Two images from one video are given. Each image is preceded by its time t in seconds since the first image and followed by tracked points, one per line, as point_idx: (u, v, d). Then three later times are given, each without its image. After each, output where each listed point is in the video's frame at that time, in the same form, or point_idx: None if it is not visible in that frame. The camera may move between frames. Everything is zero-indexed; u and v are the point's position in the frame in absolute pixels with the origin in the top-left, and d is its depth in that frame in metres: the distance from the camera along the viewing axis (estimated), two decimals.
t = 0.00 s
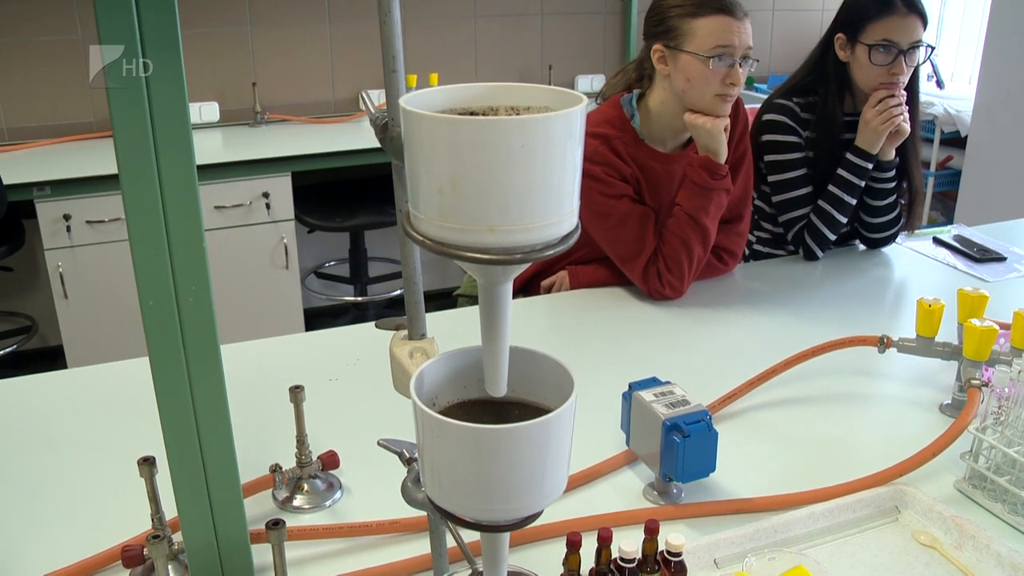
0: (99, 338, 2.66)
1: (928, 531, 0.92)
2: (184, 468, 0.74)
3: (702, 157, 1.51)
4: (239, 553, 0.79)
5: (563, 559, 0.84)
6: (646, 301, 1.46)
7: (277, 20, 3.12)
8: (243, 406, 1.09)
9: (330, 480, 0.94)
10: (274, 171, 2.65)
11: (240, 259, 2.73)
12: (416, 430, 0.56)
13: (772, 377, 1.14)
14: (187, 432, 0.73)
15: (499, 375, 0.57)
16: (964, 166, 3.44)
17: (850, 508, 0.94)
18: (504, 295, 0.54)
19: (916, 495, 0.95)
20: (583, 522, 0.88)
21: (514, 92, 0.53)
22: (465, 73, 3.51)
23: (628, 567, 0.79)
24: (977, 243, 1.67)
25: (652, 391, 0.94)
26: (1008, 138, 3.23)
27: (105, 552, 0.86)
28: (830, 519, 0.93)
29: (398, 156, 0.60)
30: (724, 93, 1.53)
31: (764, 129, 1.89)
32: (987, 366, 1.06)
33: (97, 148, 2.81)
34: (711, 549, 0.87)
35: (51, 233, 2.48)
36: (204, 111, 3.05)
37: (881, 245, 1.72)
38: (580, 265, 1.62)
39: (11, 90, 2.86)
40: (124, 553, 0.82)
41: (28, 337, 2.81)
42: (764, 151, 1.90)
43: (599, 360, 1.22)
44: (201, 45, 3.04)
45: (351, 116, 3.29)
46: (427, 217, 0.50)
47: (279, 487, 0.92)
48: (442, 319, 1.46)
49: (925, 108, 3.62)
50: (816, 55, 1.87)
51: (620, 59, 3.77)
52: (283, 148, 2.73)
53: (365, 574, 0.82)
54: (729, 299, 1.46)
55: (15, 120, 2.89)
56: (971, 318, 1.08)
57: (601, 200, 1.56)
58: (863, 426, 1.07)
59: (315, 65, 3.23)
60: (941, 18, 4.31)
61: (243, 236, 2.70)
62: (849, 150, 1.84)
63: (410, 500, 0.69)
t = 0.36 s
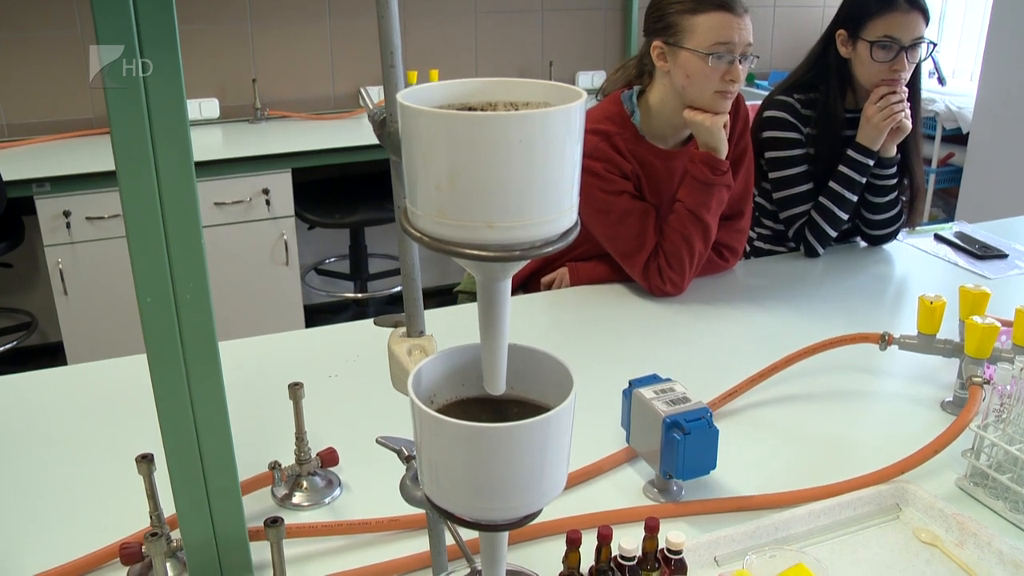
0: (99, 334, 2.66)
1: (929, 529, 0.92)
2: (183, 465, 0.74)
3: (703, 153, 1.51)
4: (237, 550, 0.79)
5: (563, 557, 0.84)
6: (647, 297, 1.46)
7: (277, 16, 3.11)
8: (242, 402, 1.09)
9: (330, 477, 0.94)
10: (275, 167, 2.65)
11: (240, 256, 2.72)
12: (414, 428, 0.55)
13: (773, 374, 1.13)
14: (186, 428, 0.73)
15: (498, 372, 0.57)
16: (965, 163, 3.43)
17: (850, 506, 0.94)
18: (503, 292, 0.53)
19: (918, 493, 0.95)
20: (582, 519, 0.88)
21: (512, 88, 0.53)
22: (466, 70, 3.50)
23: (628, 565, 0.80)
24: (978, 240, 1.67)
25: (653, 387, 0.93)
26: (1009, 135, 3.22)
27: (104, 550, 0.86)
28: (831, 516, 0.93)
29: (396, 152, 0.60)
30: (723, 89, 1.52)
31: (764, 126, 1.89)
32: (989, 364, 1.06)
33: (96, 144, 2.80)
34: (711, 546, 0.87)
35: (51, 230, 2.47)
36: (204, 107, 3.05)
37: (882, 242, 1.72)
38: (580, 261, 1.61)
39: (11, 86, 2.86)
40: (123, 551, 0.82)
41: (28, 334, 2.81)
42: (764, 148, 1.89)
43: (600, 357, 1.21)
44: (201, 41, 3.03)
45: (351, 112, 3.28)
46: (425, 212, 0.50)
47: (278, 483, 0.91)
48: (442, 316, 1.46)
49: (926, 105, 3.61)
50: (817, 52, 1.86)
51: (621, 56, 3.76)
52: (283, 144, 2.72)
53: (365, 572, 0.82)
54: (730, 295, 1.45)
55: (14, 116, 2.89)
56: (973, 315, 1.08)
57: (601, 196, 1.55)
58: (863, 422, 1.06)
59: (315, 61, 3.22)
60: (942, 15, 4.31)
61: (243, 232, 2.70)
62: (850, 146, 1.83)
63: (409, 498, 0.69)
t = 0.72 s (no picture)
0: (100, 324, 2.66)
1: (933, 519, 0.93)
2: (183, 456, 0.74)
3: (707, 143, 1.50)
4: (237, 541, 0.80)
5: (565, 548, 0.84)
6: (649, 287, 1.45)
7: (278, 5, 3.09)
8: (243, 392, 1.08)
9: (330, 468, 0.93)
10: (276, 157, 2.64)
11: (242, 247, 2.72)
12: (414, 418, 0.55)
13: (776, 364, 1.13)
14: (186, 419, 0.73)
15: (498, 360, 0.56)
16: (969, 153, 3.42)
17: (853, 496, 0.94)
18: (502, 279, 0.52)
19: (922, 482, 0.95)
20: (585, 510, 0.88)
21: (511, 72, 0.52)
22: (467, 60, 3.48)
23: (630, 555, 0.81)
24: (982, 229, 1.66)
25: (655, 377, 0.93)
26: (1014, 124, 3.20)
27: (104, 540, 0.86)
28: (833, 507, 0.93)
29: (395, 138, 0.59)
30: (726, 79, 1.50)
31: (767, 115, 1.88)
32: (993, 353, 1.05)
33: (97, 135, 2.79)
34: (714, 536, 0.87)
35: (52, 221, 2.46)
36: (205, 98, 3.03)
37: (886, 232, 1.70)
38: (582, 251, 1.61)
39: (11, 77, 2.85)
40: (124, 541, 0.82)
41: (30, 325, 2.81)
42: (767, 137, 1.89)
43: (603, 347, 1.20)
44: (201, 31, 3.02)
45: (353, 102, 3.27)
46: (423, 198, 0.49)
47: (279, 474, 0.91)
48: (443, 306, 1.45)
49: (930, 93, 3.60)
50: (821, 40, 1.85)
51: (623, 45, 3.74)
52: (284, 134, 2.71)
53: (368, 562, 0.81)
54: (732, 285, 1.45)
55: (15, 107, 2.88)
56: (977, 305, 1.07)
57: (603, 186, 1.54)
58: (867, 412, 1.06)
59: (316, 51, 3.21)
60: (946, 3, 4.28)
61: (245, 222, 2.69)
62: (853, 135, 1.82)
63: (409, 488, 0.69)
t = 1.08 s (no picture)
0: (102, 304, 2.65)
1: (936, 497, 0.93)
2: (180, 432, 0.75)
3: (710, 121, 1.49)
4: (238, 518, 0.81)
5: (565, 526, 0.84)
6: (652, 266, 1.44)
7: None
8: (244, 370, 1.08)
9: (331, 446, 0.93)
10: (278, 137, 2.62)
11: (242, 228, 2.71)
12: (413, 392, 0.54)
13: (779, 342, 1.12)
14: (185, 398, 0.74)
15: (499, 333, 0.55)
16: (975, 133, 3.40)
17: (856, 475, 0.93)
18: (503, 249, 0.52)
19: (925, 461, 0.94)
20: (586, 488, 0.87)
21: (511, 39, 0.51)
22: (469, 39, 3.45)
23: (632, 533, 0.81)
24: (987, 209, 1.65)
25: (658, 354, 0.92)
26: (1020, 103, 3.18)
27: (106, 518, 0.86)
28: (836, 485, 0.92)
29: (394, 109, 0.58)
30: (730, 57, 1.46)
31: (771, 93, 1.87)
32: (998, 332, 1.04)
33: (98, 115, 2.77)
34: (717, 514, 0.87)
35: (52, 201, 2.45)
36: (206, 78, 3.01)
37: (890, 211, 1.70)
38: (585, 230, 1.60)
39: (11, 55, 2.83)
40: (124, 519, 0.83)
41: (32, 306, 2.80)
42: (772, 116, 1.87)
43: (605, 326, 1.20)
44: (202, 10, 3.00)
45: (354, 82, 3.24)
46: (422, 167, 0.48)
47: (279, 453, 0.90)
48: (445, 285, 1.44)
49: (936, 73, 3.57)
50: (826, 17, 1.83)
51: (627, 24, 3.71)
52: (285, 113, 2.69)
53: (371, 540, 0.82)
54: (736, 264, 1.44)
55: (15, 86, 2.86)
56: (982, 283, 1.06)
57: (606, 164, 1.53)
58: (870, 390, 1.05)
59: (317, 31, 3.18)
60: None
61: (247, 202, 2.68)
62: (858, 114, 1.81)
63: (410, 465, 0.69)
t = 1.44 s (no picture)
0: (106, 270, 2.65)
1: (941, 457, 0.92)
2: (185, 393, 0.76)
3: (717, 83, 1.47)
4: (242, 478, 0.82)
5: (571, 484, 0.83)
6: (657, 230, 1.44)
7: None
8: (248, 330, 1.07)
9: (335, 406, 0.92)
10: (281, 101, 2.59)
11: (245, 193, 2.70)
12: (417, 340, 0.53)
13: (785, 304, 1.11)
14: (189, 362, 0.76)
15: (504, 282, 0.54)
16: (984, 98, 3.37)
17: (862, 436, 0.93)
18: (509, 193, 0.51)
19: (932, 422, 0.94)
20: (591, 447, 0.87)
21: None
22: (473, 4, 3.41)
23: (637, 492, 0.81)
24: (996, 173, 1.63)
25: (664, 314, 0.91)
26: None
27: (110, 477, 0.87)
28: (841, 446, 0.92)
29: (396, 56, 0.57)
30: (737, 16, 1.41)
31: (779, 55, 1.84)
32: (1007, 294, 1.03)
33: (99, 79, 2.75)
34: (722, 474, 0.86)
35: (54, 165, 2.43)
36: (208, 42, 2.98)
37: (897, 174, 1.67)
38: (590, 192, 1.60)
39: (11, 17, 2.80)
40: (128, 478, 0.84)
41: (35, 272, 2.79)
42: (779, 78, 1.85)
43: (611, 288, 1.19)
44: None
45: (357, 46, 3.21)
46: (426, 107, 0.47)
47: (284, 412, 0.90)
48: (449, 246, 1.43)
49: (946, 37, 3.53)
50: None
51: None
52: (286, 77, 2.65)
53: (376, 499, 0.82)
54: (741, 227, 1.43)
55: (15, 49, 2.83)
56: (992, 245, 1.05)
57: (610, 126, 1.52)
58: (876, 352, 1.05)
59: None
60: None
61: (250, 166, 2.67)
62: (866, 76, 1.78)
63: (413, 419, 0.69)
